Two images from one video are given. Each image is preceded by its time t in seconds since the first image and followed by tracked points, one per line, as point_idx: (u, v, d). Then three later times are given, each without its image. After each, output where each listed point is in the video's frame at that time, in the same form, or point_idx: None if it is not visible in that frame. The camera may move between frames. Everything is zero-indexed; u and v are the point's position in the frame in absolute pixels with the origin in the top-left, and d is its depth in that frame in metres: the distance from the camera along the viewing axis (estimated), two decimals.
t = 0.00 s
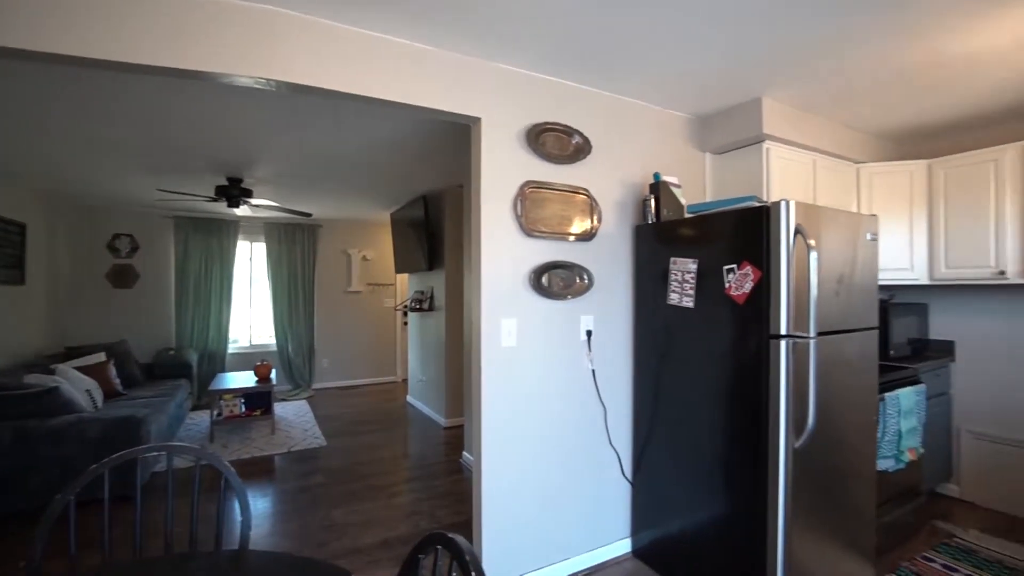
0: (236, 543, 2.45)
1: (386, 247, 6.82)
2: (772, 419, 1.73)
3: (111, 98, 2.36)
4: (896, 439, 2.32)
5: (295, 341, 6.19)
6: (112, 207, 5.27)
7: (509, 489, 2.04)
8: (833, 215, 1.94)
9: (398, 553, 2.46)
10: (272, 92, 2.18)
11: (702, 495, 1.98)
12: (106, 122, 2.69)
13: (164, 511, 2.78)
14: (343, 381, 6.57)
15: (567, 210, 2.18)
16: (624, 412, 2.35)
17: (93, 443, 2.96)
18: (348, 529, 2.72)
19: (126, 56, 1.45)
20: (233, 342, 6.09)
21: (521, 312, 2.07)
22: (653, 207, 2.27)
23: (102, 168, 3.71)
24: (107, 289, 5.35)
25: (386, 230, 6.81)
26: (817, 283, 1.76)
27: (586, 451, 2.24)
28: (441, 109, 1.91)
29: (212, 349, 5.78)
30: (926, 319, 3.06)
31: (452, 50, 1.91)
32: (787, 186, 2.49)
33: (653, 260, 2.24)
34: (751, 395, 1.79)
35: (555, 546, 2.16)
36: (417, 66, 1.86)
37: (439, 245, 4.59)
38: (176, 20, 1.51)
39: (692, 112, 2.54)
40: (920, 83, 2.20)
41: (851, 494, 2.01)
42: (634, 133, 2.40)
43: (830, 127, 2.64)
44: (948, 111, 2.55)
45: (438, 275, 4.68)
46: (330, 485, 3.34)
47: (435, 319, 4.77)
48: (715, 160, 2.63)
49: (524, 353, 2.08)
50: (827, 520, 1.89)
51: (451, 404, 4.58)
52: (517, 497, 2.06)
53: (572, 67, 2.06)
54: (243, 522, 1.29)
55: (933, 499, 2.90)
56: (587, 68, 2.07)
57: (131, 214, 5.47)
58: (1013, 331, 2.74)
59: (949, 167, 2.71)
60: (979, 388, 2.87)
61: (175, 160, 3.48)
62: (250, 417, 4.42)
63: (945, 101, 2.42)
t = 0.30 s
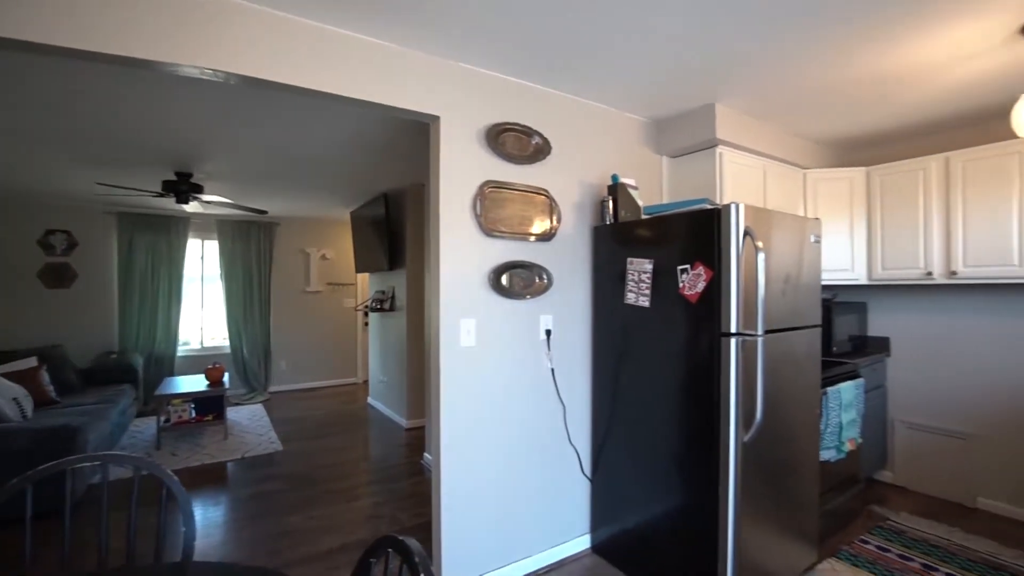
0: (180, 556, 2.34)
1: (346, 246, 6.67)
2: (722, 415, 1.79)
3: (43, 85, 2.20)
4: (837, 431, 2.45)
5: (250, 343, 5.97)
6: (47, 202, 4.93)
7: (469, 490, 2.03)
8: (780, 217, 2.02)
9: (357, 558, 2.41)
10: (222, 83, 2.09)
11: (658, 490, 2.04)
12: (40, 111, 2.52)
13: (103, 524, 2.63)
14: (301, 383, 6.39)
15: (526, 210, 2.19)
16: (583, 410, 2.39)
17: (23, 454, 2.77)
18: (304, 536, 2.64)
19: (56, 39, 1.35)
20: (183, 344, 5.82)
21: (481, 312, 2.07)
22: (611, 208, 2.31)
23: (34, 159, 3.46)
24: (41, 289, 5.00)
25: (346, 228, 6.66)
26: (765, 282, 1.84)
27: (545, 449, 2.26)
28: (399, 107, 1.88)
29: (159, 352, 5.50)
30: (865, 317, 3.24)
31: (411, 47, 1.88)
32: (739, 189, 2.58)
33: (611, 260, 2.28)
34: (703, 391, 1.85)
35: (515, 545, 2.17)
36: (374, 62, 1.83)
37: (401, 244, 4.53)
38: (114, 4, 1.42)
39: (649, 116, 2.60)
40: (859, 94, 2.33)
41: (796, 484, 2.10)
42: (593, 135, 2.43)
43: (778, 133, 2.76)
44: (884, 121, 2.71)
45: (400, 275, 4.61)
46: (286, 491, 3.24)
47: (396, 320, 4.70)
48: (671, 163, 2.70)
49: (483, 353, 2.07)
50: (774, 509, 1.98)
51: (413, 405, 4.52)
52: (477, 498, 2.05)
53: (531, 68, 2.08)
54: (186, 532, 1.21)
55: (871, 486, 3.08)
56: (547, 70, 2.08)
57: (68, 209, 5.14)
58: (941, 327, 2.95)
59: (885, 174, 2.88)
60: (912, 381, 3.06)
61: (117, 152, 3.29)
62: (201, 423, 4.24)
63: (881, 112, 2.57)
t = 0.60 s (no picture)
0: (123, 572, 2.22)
1: (306, 245, 6.49)
2: (678, 411, 1.83)
3: None
4: (788, 424, 2.56)
5: (203, 345, 5.72)
6: None
7: (430, 493, 2.01)
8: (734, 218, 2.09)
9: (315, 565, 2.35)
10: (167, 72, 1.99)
11: (618, 487, 2.07)
12: None
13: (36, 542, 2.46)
14: (259, 386, 6.18)
15: (488, 210, 2.19)
16: (544, 409, 2.41)
17: None
18: (260, 544, 2.55)
19: None
20: (129, 347, 5.52)
21: (441, 312, 2.05)
22: (572, 208, 2.34)
23: None
24: None
25: (305, 226, 6.47)
26: (719, 282, 1.89)
27: (507, 449, 2.27)
28: (358, 103, 1.84)
29: (103, 356, 5.20)
30: (814, 315, 3.39)
31: (370, 42, 1.84)
32: (696, 191, 2.65)
33: (573, 260, 2.30)
34: (660, 389, 1.90)
35: (477, 545, 2.17)
36: (332, 56, 1.78)
37: (362, 243, 4.44)
38: None
39: (609, 118, 2.64)
40: (807, 102, 2.43)
41: (748, 476, 2.18)
42: (554, 135, 2.45)
43: (733, 138, 2.85)
44: (831, 129, 2.85)
45: (362, 274, 4.52)
46: (241, 498, 3.13)
47: (358, 320, 4.61)
48: (632, 165, 2.75)
49: (443, 354, 2.05)
50: (728, 501, 2.05)
51: (375, 407, 4.44)
52: (439, 501, 2.03)
53: (494, 68, 2.07)
54: (125, 546, 1.13)
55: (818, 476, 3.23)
56: (509, 69, 2.08)
57: None
58: (882, 325, 3.12)
59: (831, 179, 3.02)
60: (856, 376, 3.22)
61: (54, 143, 3.08)
62: (148, 429, 4.03)
63: (828, 120, 2.70)
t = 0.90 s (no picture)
0: None
1: (263, 243, 6.28)
2: (637, 409, 1.87)
3: None
4: (742, 419, 2.64)
5: (152, 347, 5.43)
6: None
7: (390, 496, 1.98)
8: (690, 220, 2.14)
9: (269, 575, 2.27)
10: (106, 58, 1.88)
11: (579, 484, 2.09)
12: None
13: None
14: (213, 390, 5.93)
15: (449, 208, 2.17)
16: (506, 409, 2.40)
17: None
18: (211, 555, 2.45)
19: None
20: (70, 350, 5.20)
21: (401, 312, 2.02)
22: (534, 208, 2.34)
23: None
24: None
25: (263, 224, 6.25)
26: (676, 281, 1.94)
27: (469, 449, 2.25)
28: (314, 96, 1.79)
29: (39, 360, 4.88)
30: (768, 314, 3.51)
31: (326, 35, 1.79)
32: (656, 193, 2.70)
33: (535, 260, 2.30)
34: (619, 387, 1.93)
35: (438, 548, 2.14)
36: (286, 47, 1.72)
37: (323, 241, 4.32)
38: None
39: (571, 118, 2.66)
40: (760, 108, 2.52)
41: (705, 471, 2.24)
42: (516, 135, 2.45)
43: (691, 141, 2.92)
44: (783, 134, 2.95)
45: (322, 274, 4.40)
46: (192, 507, 2.99)
47: (318, 321, 4.49)
48: (593, 166, 2.78)
49: (403, 354, 2.02)
50: (686, 496, 2.10)
51: (336, 409, 4.34)
52: (399, 504, 2.00)
53: (455, 65, 2.05)
54: (50, 567, 1.04)
55: (772, 468, 3.35)
56: (470, 67, 2.07)
57: None
58: (830, 323, 3.26)
59: (784, 182, 3.14)
60: (807, 372, 3.36)
61: None
62: (89, 438, 3.80)
63: (780, 126, 2.80)
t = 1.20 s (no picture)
0: None
1: (217, 241, 6.04)
2: (595, 407, 1.88)
3: None
4: (699, 415, 2.71)
5: (93, 351, 5.14)
6: None
7: (345, 501, 1.92)
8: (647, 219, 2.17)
9: None
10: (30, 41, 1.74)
11: (539, 483, 2.09)
12: None
13: None
14: (162, 396, 5.65)
15: (407, 206, 2.13)
16: (467, 410, 2.38)
17: None
18: (154, 570, 2.32)
19: None
20: None
21: (356, 313, 1.96)
22: (494, 207, 2.33)
23: None
24: None
25: (216, 221, 6.02)
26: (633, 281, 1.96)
27: (428, 451, 2.22)
28: (263, 88, 1.72)
29: None
30: (724, 313, 3.61)
31: (277, 24, 1.72)
32: (616, 193, 2.74)
33: (494, 259, 2.29)
34: (577, 386, 1.93)
35: (397, 553, 2.10)
36: (233, 35, 1.64)
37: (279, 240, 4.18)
38: None
39: (533, 118, 2.66)
40: (715, 112, 2.59)
41: (663, 467, 2.28)
42: (477, 133, 2.43)
43: (650, 143, 2.97)
44: (737, 139, 3.04)
45: (279, 273, 4.26)
46: (135, 520, 2.84)
47: (274, 322, 4.34)
48: (555, 166, 2.79)
49: (358, 356, 1.97)
50: (643, 491, 2.13)
51: (294, 413, 4.21)
52: (354, 509, 1.95)
53: (413, 60, 2.02)
54: None
55: (728, 463, 3.45)
56: (429, 63, 2.04)
57: None
58: (782, 321, 3.39)
59: (738, 185, 3.24)
60: (760, 369, 3.47)
61: None
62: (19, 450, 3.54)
63: (735, 130, 2.89)
